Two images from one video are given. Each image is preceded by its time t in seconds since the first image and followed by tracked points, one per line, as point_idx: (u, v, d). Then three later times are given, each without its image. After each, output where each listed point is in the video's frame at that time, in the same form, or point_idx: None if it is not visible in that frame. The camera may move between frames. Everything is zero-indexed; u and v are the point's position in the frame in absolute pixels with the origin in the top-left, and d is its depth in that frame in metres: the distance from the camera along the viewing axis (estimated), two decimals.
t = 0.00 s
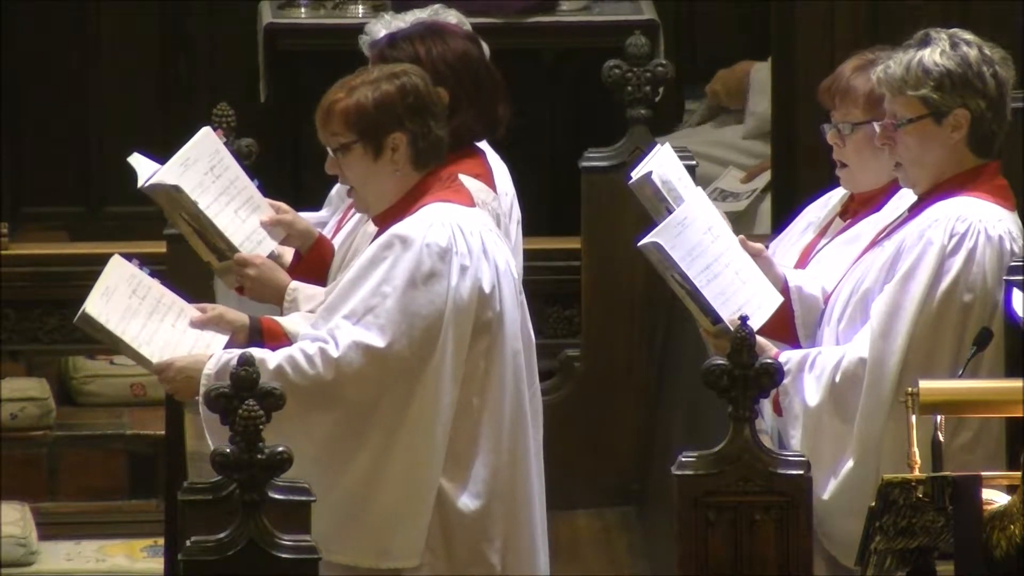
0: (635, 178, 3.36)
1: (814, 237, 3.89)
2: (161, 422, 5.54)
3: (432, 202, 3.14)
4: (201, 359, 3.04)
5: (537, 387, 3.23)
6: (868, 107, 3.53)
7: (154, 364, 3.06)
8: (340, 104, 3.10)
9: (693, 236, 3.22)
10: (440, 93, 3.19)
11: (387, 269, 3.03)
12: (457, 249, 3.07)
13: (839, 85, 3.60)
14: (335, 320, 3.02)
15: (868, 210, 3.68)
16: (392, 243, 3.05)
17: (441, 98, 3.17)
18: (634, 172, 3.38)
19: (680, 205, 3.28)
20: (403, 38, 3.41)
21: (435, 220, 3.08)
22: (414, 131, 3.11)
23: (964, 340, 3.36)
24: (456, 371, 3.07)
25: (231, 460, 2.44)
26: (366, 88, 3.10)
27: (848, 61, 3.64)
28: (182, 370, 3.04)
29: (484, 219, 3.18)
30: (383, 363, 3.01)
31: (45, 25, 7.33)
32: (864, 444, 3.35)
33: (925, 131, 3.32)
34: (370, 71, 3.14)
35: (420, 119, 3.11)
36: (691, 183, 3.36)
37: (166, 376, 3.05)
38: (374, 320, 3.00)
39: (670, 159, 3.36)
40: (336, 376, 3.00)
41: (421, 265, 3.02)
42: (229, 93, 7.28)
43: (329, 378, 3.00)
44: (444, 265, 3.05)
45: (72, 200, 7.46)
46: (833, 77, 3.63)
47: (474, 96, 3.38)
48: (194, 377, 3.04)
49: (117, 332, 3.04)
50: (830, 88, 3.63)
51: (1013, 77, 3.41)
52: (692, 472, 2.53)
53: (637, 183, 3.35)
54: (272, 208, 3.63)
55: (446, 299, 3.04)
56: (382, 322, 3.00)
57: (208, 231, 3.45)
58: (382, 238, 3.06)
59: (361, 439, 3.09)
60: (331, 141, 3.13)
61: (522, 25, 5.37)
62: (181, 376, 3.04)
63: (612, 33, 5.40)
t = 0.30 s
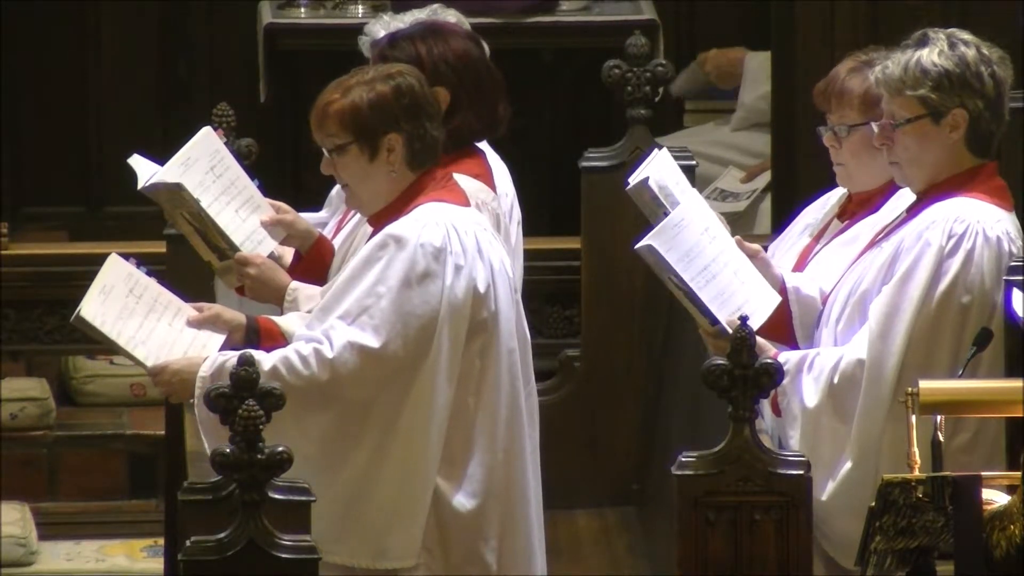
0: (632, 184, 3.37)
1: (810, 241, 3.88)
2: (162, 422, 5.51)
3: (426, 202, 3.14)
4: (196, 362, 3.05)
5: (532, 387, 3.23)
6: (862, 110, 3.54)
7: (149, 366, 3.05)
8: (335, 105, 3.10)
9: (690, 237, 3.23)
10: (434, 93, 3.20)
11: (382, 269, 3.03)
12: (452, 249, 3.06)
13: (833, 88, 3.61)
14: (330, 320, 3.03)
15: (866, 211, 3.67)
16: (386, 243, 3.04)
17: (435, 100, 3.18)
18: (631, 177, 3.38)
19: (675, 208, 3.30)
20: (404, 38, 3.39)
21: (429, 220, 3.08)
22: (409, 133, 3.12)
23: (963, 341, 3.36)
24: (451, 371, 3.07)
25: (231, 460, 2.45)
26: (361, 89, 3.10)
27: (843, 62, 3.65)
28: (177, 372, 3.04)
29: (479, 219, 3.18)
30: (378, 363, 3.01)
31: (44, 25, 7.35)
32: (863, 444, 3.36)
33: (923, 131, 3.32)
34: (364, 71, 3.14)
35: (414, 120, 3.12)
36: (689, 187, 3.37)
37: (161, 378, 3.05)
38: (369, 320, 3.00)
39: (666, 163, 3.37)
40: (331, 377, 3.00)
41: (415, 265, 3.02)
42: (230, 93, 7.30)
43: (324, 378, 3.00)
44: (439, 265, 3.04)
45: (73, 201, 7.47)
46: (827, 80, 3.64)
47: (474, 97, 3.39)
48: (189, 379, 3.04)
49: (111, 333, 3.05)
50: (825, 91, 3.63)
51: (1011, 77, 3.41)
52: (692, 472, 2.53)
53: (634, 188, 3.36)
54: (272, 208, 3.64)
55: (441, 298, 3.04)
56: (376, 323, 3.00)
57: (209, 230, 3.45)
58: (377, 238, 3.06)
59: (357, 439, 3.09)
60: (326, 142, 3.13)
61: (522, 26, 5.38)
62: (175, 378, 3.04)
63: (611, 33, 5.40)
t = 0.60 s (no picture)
0: (627, 185, 3.38)
1: (806, 243, 3.89)
2: (161, 423, 5.50)
3: (423, 201, 3.14)
4: (193, 362, 3.05)
5: (531, 385, 3.23)
6: (857, 109, 3.54)
7: (148, 368, 3.06)
8: (332, 106, 3.10)
9: (691, 234, 3.23)
10: (431, 93, 3.20)
11: (378, 267, 3.03)
12: (450, 247, 3.06)
13: (829, 88, 3.61)
14: (326, 318, 3.04)
15: (862, 210, 3.67)
16: (384, 241, 3.05)
17: (433, 99, 3.18)
18: (626, 179, 3.41)
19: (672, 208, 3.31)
20: (408, 36, 3.40)
21: (427, 219, 3.08)
22: (407, 131, 3.11)
23: (962, 341, 3.36)
24: (448, 369, 3.07)
25: (230, 460, 2.45)
26: (357, 89, 3.10)
27: (838, 62, 3.65)
28: (175, 373, 3.04)
29: (478, 218, 3.18)
30: (374, 360, 3.01)
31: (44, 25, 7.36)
32: (861, 444, 3.35)
33: (923, 131, 3.32)
34: (360, 72, 3.14)
35: (412, 119, 3.11)
36: (685, 189, 3.38)
37: (160, 379, 3.05)
38: (365, 318, 3.01)
39: (661, 165, 3.39)
40: (327, 373, 3.00)
41: (412, 262, 3.02)
42: (229, 93, 7.31)
43: (319, 375, 3.01)
44: (436, 263, 3.04)
45: (72, 201, 7.48)
46: (822, 80, 3.64)
47: (478, 99, 3.40)
48: (186, 379, 3.04)
49: (110, 338, 3.04)
50: (820, 90, 3.64)
51: (1011, 77, 3.41)
52: (692, 472, 2.53)
53: (630, 193, 3.37)
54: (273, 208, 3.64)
55: (438, 297, 3.03)
56: (373, 320, 3.00)
57: (210, 229, 3.45)
58: (374, 237, 3.06)
59: (354, 438, 3.08)
60: (323, 142, 3.12)
61: (522, 26, 5.39)
62: (173, 379, 3.04)
63: (611, 33, 5.41)
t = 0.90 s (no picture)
0: (625, 182, 3.38)
1: (804, 238, 3.89)
2: (161, 422, 5.52)
3: (432, 200, 3.14)
4: (196, 349, 3.04)
5: (533, 385, 3.24)
6: (855, 108, 3.54)
7: (152, 354, 3.05)
8: (339, 105, 3.10)
9: (691, 235, 3.23)
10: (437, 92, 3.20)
11: (384, 263, 3.02)
12: (456, 245, 3.07)
13: (827, 86, 3.61)
14: (331, 309, 3.03)
15: (859, 209, 3.67)
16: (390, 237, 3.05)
17: (439, 99, 3.19)
18: (624, 176, 3.41)
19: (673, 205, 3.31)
20: (430, 31, 3.43)
21: (434, 217, 3.09)
22: (414, 129, 3.12)
23: (962, 341, 3.36)
24: (451, 368, 3.07)
25: (230, 460, 2.45)
26: (364, 88, 3.10)
27: (836, 61, 3.65)
28: (176, 360, 3.02)
29: (484, 218, 3.19)
30: (378, 353, 3.00)
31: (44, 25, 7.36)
32: (861, 443, 3.35)
33: (922, 132, 3.32)
34: (367, 71, 3.15)
35: (419, 117, 3.12)
36: (682, 185, 3.39)
37: (162, 366, 3.03)
38: (370, 311, 3.00)
39: (658, 162, 3.39)
40: (329, 364, 3.00)
41: (418, 259, 3.02)
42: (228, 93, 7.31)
43: (321, 367, 3.01)
44: (442, 260, 3.04)
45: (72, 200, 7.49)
46: (820, 78, 3.65)
47: (484, 109, 3.42)
48: (189, 366, 3.02)
49: (115, 324, 3.05)
50: (818, 88, 3.64)
51: (1010, 77, 3.41)
52: (693, 472, 2.52)
53: (630, 186, 3.37)
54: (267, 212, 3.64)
55: (444, 294, 3.04)
56: (378, 314, 3.00)
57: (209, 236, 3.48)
58: (382, 233, 3.06)
59: (354, 434, 3.09)
60: (329, 141, 3.12)
61: (522, 25, 5.40)
62: (175, 366, 3.02)
63: (611, 33, 5.41)
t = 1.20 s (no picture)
0: (625, 181, 3.38)
1: (802, 236, 3.89)
2: (161, 423, 5.54)
3: (441, 202, 3.16)
4: (205, 352, 3.06)
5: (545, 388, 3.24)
6: (854, 107, 3.54)
7: (160, 358, 3.06)
8: (349, 104, 3.10)
9: (690, 236, 3.23)
10: (447, 93, 3.20)
11: (394, 267, 3.04)
12: (465, 248, 3.08)
13: (825, 86, 3.62)
14: (340, 314, 3.06)
15: (857, 209, 3.67)
16: (400, 241, 3.07)
17: (449, 99, 3.19)
18: (624, 175, 3.41)
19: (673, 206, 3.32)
20: (428, 28, 3.44)
21: (444, 220, 3.10)
22: (423, 129, 3.11)
23: (962, 340, 3.36)
24: (460, 371, 3.09)
25: (230, 460, 2.45)
26: (374, 88, 3.10)
27: (835, 61, 3.65)
28: (186, 363, 3.05)
29: (494, 221, 3.20)
30: (385, 357, 3.03)
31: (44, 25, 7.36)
32: (861, 443, 3.35)
33: (920, 132, 3.33)
34: (378, 71, 3.15)
35: (428, 118, 3.12)
36: (682, 185, 3.39)
37: (171, 369, 3.06)
38: (379, 316, 3.02)
39: (660, 161, 3.39)
40: (339, 369, 3.03)
41: (428, 262, 3.04)
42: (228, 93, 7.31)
43: (332, 372, 3.03)
44: (452, 264, 3.06)
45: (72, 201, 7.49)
46: (818, 78, 3.65)
47: (483, 104, 3.39)
48: (198, 369, 3.04)
49: (122, 328, 3.05)
50: (816, 88, 3.64)
51: (1008, 76, 3.42)
52: (693, 472, 2.52)
53: (629, 185, 3.37)
54: (263, 211, 3.68)
55: (453, 298, 3.06)
56: (387, 319, 3.02)
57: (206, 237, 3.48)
58: (391, 236, 3.08)
59: (362, 436, 3.11)
60: (338, 141, 3.12)
61: (522, 25, 5.40)
62: (184, 369, 3.05)
63: (611, 33, 5.42)
